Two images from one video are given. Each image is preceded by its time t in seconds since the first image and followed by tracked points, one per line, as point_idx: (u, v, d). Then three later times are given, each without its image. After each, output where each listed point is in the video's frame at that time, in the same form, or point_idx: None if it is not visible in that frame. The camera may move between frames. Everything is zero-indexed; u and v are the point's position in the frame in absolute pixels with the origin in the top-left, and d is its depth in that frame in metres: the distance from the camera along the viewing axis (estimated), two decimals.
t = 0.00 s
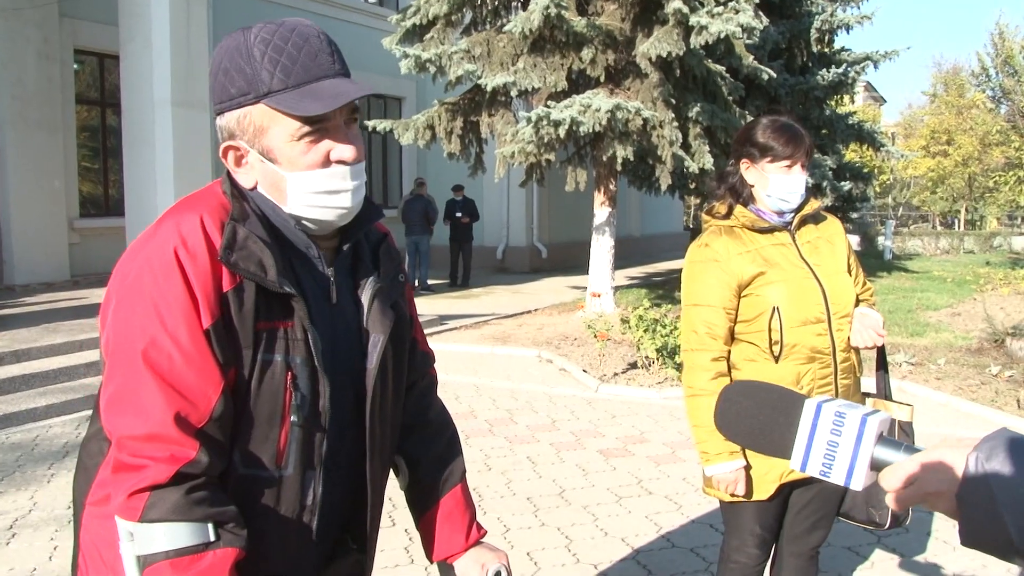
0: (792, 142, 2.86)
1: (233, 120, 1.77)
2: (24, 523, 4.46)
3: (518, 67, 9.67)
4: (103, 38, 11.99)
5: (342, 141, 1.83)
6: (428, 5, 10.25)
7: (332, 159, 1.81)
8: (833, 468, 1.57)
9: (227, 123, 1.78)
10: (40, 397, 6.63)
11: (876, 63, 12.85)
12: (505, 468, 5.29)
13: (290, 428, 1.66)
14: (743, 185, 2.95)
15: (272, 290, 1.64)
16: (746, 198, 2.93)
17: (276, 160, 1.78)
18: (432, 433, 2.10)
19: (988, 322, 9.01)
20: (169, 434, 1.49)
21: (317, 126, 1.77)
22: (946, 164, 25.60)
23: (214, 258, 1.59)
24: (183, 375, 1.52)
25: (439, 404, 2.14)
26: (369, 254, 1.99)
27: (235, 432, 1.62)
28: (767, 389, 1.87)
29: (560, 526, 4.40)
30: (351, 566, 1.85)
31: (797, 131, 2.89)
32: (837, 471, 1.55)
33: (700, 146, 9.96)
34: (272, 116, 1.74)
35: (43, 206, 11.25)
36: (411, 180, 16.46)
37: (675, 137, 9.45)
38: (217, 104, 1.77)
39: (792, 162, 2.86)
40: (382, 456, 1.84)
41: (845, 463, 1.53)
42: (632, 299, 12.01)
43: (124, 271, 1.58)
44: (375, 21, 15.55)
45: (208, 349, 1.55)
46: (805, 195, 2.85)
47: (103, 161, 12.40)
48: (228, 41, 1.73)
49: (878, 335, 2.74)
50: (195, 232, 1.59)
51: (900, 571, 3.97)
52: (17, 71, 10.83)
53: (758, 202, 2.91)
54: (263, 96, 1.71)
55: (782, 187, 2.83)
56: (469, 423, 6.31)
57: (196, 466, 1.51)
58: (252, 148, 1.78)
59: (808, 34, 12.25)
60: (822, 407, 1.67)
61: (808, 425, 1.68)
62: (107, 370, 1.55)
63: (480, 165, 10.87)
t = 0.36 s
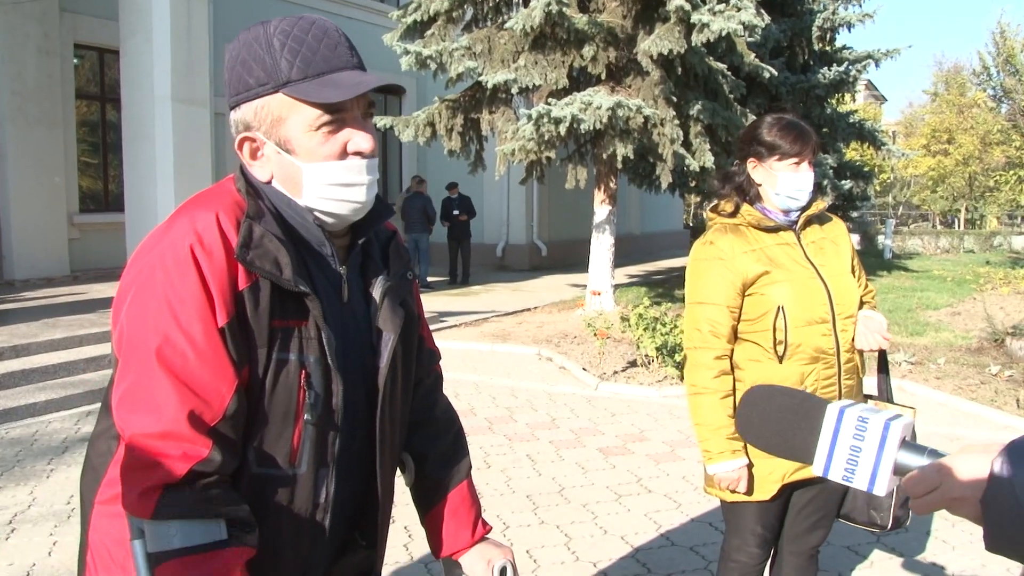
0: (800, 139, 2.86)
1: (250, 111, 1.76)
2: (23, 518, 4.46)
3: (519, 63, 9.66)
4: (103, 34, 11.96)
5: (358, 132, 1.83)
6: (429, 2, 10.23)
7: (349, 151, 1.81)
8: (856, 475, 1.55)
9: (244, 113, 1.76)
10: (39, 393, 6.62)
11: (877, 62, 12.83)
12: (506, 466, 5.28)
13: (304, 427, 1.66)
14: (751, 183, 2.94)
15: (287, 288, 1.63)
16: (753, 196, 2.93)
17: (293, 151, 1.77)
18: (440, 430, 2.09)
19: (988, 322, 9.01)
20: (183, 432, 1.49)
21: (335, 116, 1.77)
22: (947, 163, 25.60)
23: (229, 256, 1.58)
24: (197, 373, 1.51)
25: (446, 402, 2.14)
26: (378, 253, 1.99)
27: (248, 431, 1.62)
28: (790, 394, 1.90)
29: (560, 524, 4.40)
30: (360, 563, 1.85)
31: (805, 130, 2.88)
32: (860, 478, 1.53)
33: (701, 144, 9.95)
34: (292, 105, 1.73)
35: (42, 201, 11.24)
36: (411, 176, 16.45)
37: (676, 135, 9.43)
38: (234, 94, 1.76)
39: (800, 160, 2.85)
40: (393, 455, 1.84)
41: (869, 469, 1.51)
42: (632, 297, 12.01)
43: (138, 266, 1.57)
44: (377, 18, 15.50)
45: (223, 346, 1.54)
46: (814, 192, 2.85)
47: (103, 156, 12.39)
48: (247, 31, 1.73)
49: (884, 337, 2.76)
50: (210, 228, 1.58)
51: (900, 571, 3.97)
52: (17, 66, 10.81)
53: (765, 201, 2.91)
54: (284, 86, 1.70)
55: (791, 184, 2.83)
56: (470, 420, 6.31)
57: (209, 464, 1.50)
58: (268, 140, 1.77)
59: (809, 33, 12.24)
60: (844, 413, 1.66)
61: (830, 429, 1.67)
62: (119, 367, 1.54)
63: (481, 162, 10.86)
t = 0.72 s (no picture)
0: (807, 143, 2.86)
1: (253, 109, 1.75)
2: (22, 516, 4.45)
3: (520, 65, 9.65)
4: (105, 33, 11.96)
5: (362, 127, 1.82)
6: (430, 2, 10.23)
7: (352, 146, 1.81)
8: (874, 479, 1.60)
9: (247, 112, 1.76)
10: (39, 391, 6.62)
11: (878, 65, 12.83)
12: (506, 467, 5.27)
13: (303, 427, 1.65)
14: (756, 185, 2.93)
15: (288, 287, 1.63)
16: (758, 198, 2.92)
17: (296, 146, 1.76)
18: (440, 432, 2.08)
19: (988, 326, 9.00)
20: (181, 432, 1.48)
21: (339, 111, 1.76)
22: (948, 166, 25.59)
23: (230, 254, 1.57)
24: (197, 373, 1.50)
25: (447, 403, 2.13)
26: (380, 252, 1.98)
27: (247, 431, 1.61)
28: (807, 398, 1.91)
29: (559, 526, 4.39)
30: (359, 564, 1.85)
31: (812, 133, 2.88)
32: (877, 483, 1.58)
33: (702, 146, 9.93)
34: (295, 101, 1.72)
35: (43, 200, 11.24)
36: (412, 177, 16.45)
37: (677, 138, 9.42)
38: (237, 93, 1.75)
39: (806, 163, 2.85)
40: (393, 456, 1.83)
41: (886, 475, 1.57)
42: (632, 299, 12.01)
43: (139, 264, 1.56)
44: (378, 18, 15.51)
45: (222, 344, 1.53)
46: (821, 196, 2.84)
47: (104, 154, 12.39)
48: (250, 29, 1.73)
49: (887, 342, 2.73)
50: (211, 226, 1.57)
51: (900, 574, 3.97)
52: (19, 64, 10.81)
53: (769, 203, 2.90)
54: (287, 82, 1.69)
55: (797, 187, 2.82)
56: (469, 421, 6.31)
57: (207, 465, 1.50)
58: (271, 136, 1.76)
59: (811, 35, 12.25)
60: (863, 418, 1.70)
61: (848, 435, 1.71)
62: (118, 366, 1.53)
63: (481, 163, 10.85)
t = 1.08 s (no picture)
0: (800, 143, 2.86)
1: (280, 120, 1.73)
2: (19, 516, 4.45)
3: (519, 66, 9.65)
4: (104, 32, 11.95)
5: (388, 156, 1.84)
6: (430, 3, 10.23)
7: (378, 172, 1.82)
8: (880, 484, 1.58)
9: (273, 121, 1.74)
10: (37, 390, 6.61)
11: (877, 69, 12.85)
12: (502, 469, 5.27)
13: (297, 432, 1.65)
14: (753, 188, 2.94)
15: (283, 292, 1.63)
16: (756, 200, 2.92)
17: (324, 169, 1.77)
18: (434, 437, 2.09)
19: (986, 330, 9.01)
20: (171, 434, 1.48)
21: (368, 139, 1.77)
22: (946, 170, 25.63)
23: (225, 258, 1.58)
24: (189, 375, 1.50)
25: (442, 406, 2.14)
26: (378, 256, 1.98)
27: (240, 435, 1.61)
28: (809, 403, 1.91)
29: (556, 528, 4.39)
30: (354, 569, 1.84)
31: (806, 134, 2.88)
32: (883, 487, 1.57)
33: (700, 148, 9.93)
34: (328, 123, 1.72)
35: (42, 199, 11.23)
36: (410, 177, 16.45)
37: (676, 140, 9.42)
38: (262, 100, 1.72)
39: (800, 164, 2.84)
40: (386, 460, 1.83)
41: (893, 479, 1.54)
42: (630, 301, 12.02)
43: (132, 264, 1.56)
44: (378, 18, 15.52)
45: (215, 348, 1.53)
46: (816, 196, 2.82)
47: (102, 154, 12.38)
48: (286, 41, 1.69)
49: (886, 343, 2.73)
50: (206, 229, 1.57)
51: None
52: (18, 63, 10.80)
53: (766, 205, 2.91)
54: (322, 103, 1.69)
55: (790, 189, 2.81)
56: (466, 423, 6.31)
57: (196, 466, 1.50)
58: (299, 154, 1.75)
59: (810, 39, 12.27)
60: (868, 421, 1.68)
61: (853, 439, 1.69)
62: (109, 366, 1.53)
63: (480, 165, 10.86)
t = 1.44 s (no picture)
0: (781, 143, 2.90)
1: (260, 113, 1.73)
2: (15, 519, 4.43)
3: (517, 70, 9.64)
4: (102, 35, 11.94)
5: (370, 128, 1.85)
6: (428, 7, 10.24)
7: (364, 146, 1.83)
8: (873, 489, 1.61)
9: (253, 116, 1.74)
10: (33, 393, 6.59)
11: (874, 74, 12.88)
12: (498, 473, 5.27)
13: (284, 434, 1.65)
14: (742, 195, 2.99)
15: (269, 295, 1.62)
16: (749, 204, 2.93)
17: (312, 150, 1.76)
18: (429, 438, 2.09)
19: (983, 335, 9.03)
20: (155, 437, 1.47)
21: (350, 113, 1.78)
22: (942, 175, 25.68)
23: (210, 261, 1.57)
24: (172, 378, 1.50)
25: (437, 408, 2.14)
26: (368, 257, 1.98)
27: (226, 437, 1.61)
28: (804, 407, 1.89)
29: (552, 532, 4.38)
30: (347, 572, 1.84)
31: (789, 134, 2.92)
32: (877, 493, 1.59)
33: (698, 153, 9.93)
34: (307, 104, 1.73)
35: (38, 202, 11.21)
36: (407, 181, 16.45)
37: (673, 145, 9.40)
38: (239, 98, 1.73)
39: (781, 163, 2.88)
40: (377, 463, 1.82)
41: (886, 485, 1.57)
42: (627, 306, 12.01)
43: (117, 268, 1.55)
44: (376, 22, 15.54)
45: (198, 351, 1.53)
46: (799, 195, 2.83)
47: (99, 156, 12.36)
48: (250, 39, 1.70)
49: (876, 353, 2.71)
50: (191, 232, 1.57)
51: None
52: (15, 66, 10.79)
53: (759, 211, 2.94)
54: (299, 85, 1.70)
55: (771, 192, 2.85)
56: (462, 427, 6.30)
57: (179, 469, 1.49)
58: (284, 140, 1.75)
59: (807, 44, 12.29)
60: (862, 427, 1.69)
61: (847, 445, 1.70)
62: (94, 368, 1.52)
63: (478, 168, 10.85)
